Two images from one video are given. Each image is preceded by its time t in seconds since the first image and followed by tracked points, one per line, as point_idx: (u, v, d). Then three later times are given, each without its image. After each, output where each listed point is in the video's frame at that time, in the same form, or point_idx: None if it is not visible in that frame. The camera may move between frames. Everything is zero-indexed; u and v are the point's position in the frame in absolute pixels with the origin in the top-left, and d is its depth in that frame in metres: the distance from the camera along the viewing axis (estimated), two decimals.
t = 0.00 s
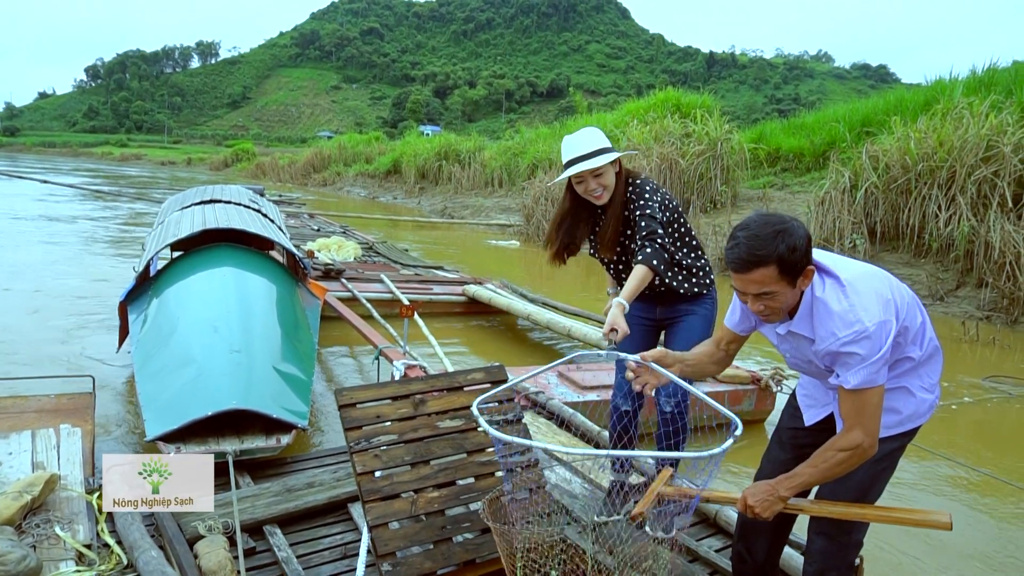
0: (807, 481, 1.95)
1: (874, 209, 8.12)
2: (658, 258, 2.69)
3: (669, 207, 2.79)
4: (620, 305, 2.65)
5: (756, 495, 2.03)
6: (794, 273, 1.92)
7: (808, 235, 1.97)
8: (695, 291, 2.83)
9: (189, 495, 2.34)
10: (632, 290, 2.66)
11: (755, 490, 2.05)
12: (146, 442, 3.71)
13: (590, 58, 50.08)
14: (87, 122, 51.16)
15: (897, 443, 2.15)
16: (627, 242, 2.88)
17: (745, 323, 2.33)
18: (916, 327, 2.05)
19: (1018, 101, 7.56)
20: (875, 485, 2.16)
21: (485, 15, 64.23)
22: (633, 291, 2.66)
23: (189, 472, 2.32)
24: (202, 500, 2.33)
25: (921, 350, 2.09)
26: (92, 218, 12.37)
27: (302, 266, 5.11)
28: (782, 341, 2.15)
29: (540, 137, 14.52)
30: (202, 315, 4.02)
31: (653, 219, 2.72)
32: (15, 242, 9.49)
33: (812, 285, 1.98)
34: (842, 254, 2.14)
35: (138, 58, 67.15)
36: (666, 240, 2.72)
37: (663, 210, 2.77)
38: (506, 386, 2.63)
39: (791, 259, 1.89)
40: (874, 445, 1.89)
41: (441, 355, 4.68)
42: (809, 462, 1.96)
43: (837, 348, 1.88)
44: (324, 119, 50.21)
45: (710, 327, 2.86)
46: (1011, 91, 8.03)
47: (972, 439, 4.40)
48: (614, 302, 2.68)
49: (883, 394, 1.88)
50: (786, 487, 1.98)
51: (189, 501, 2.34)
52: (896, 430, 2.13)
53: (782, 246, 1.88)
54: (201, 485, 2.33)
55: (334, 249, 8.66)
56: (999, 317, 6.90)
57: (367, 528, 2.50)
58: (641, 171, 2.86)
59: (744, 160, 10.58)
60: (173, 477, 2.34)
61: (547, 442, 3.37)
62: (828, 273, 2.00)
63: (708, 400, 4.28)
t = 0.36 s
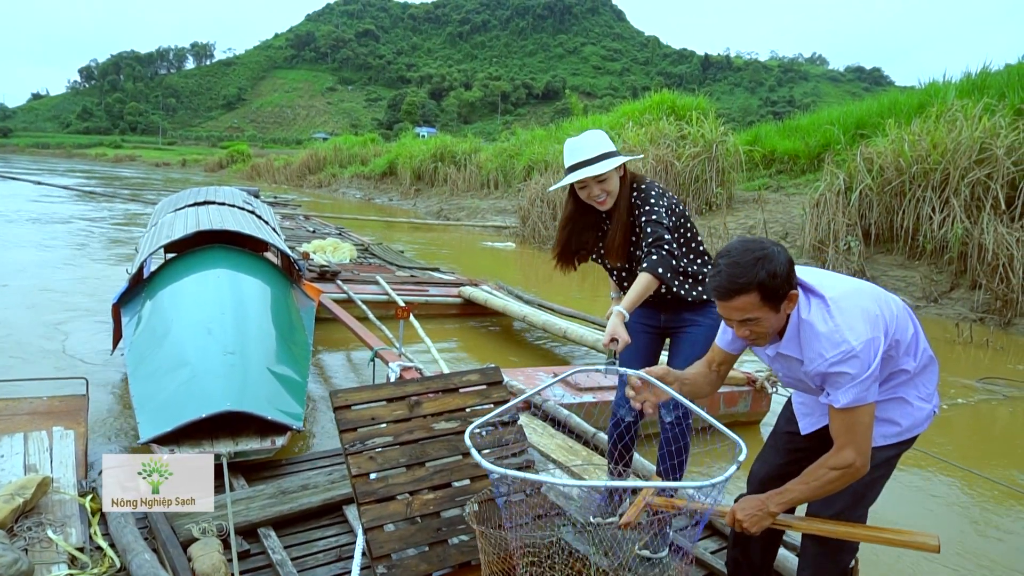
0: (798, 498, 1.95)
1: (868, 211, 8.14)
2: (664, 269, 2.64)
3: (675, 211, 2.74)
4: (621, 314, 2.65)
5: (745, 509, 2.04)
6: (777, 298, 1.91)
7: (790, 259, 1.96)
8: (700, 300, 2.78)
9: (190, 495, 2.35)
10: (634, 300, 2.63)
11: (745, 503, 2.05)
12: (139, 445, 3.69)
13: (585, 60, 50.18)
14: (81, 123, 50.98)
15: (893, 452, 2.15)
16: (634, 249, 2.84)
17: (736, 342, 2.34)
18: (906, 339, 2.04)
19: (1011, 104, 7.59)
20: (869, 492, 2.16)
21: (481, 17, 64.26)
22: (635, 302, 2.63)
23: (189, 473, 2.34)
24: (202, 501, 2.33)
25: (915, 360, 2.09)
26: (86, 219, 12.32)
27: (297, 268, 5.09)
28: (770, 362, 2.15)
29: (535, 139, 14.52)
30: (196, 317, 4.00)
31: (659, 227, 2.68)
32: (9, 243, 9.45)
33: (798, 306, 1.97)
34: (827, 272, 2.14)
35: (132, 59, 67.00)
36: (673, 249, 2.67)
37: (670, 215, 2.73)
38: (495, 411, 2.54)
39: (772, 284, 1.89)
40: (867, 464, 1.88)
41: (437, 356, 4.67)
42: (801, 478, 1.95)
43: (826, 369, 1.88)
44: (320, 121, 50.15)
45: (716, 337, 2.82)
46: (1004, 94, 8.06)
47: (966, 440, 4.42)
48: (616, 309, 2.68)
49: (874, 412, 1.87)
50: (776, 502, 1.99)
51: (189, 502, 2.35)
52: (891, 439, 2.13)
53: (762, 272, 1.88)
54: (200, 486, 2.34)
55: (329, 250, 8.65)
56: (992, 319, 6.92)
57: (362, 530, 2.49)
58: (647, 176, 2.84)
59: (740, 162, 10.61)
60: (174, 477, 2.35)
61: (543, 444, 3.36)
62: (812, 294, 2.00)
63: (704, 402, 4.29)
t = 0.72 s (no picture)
0: (797, 521, 1.95)
1: (868, 211, 8.13)
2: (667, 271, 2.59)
3: (678, 215, 2.72)
4: (624, 319, 2.54)
5: (741, 527, 2.06)
6: (755, 337, 1.92)
7: (770, 296, 1.95)
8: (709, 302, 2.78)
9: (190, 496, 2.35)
10: (637, 305, 2.57)
11: (740, 521, 2.07)
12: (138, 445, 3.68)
13: (585, 60, 50.20)
14: (80, 123, 50.95)
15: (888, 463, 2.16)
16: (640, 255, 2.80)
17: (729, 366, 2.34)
18: (895, 357, 2.05)
19: (1010, 104, 7.59)
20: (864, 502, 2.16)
21: (481, 17, 64.27)
22: (638, 307, 2.57)
23: (190, 473, 2.34)
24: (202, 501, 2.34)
25: (906, 376, 2.09)
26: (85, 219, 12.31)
27: (296, 268, 5.09)
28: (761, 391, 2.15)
29: (535, 139, 14.52)
30: (195, 316, 4.00)
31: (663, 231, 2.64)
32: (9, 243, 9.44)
33: (782, 337, 1.97)
34: (811, 298, 2.14)
35: (131, 59, 67.00)
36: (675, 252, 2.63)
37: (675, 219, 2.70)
38: (501, 398, 2.50)
39: (748, 325, 1.90)
40: (870, 488, 1.86)
41: (437, 356, 4.67)
42: (801, 502, 1.94)
43: (816, 397, 1.87)
44: (320, 121, 50.13)
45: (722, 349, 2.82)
46: (1003, 95, 8.07)
47: (966, 440, 4.42)
48: (617, 314, 2.58)
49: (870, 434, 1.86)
50: (773, 523, 2.00)
51: (189, 502, 2.35)
52: (888, 453, 2.12)
53: (737, 313, 1.89)
54: (201, 487, 2.34)
55: (329, 250, 8.65)
56: (991, 319, 6.91)
57: (362, 530, 2.49)
58: (652, 181, 2.80)
59: (739, 162, 10.62)
60: (174, 477, 2.35)
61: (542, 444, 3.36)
62: (798, 323, 1.99)
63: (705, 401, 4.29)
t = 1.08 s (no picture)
0: (799, 561, 1.96)
1: (867, 211, 8.11)
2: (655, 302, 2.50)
3: (675, 239, 2.63)
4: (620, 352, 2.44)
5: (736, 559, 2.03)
6: (726, 412, 1.98)
7: (741, 375, 2.02)
8: (709, 306, 2.75)
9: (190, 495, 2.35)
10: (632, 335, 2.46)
11: (737, 553, 2.04)
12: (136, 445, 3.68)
13: (585, 59, 50.18)
14: (79, 122, 50.90)
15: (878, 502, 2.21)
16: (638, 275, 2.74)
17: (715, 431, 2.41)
18: (867, 414, 2.16)
19: (1009, 103, 7.60)
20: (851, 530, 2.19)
21: (480, 16, 64.24)
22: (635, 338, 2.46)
23: (189, 472, 2.34)
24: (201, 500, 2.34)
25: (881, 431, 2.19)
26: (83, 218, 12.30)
27: (294, 267, 5.08)
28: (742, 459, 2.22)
29: (533, 138, 14.51)
30: (193, 315, 3.99)
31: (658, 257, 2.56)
32: (7, 242, 9.43)
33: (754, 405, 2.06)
34: (778, 372, 2.27)
35: (130, 58, 66.96)
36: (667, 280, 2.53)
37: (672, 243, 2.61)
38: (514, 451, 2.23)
39: (717, 401, 1.96)
40: (873, 531, 1.89)
41: (434, 355, 4.66)
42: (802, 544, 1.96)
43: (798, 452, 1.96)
44: (318, 120, 50.06)
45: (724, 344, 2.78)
46: (1001, 94, 8.07)
47: (965, 439, 4.42)
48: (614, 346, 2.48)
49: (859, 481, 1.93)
50: (772, 558, 2.01)
51: (189, 502, 2.35)
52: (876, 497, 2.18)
53: (707, 390, 1.95)
54: (201, 486, 2.34)
55: (327, 249, 8.64)
56: (990, 318, 6.91)
57: (360, 529, 2.49)
58: (651, 199, 2.72)
59: (738, 161, 10.63)
60: (173, 477, 2.36)
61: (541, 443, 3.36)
62: (765, 387, 2.12)
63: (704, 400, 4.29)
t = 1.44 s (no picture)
0: None
1: (867, 209, 8.10)
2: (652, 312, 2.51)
3: (672, 244, 2.61)
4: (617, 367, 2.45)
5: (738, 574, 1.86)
6: (712, 443, 1.99)
7: (734, 410, 2.03)
8: (707, 305, 2.76)
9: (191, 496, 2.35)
10: (630, 349, 2.47)
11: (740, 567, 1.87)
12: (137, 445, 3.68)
13: (585, 58, 50.13)
14: (79, 122, 50.91)
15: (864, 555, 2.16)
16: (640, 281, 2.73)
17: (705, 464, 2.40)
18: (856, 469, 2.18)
19: (1010, 101, 7.58)
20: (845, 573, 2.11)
21: (479, 15, 64.15)
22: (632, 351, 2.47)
23: (189, 473, 2.34)
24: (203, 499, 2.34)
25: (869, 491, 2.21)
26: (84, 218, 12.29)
27: (294, 267, 5.08)
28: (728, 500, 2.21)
29: (534, 137, 14.50)
30: (193, 315, 3.99)
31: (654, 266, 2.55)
32: (7, 242, 9.43)
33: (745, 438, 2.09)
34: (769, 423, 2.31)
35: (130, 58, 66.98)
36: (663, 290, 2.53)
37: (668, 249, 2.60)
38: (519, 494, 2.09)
39: (706, 430, 1.97)
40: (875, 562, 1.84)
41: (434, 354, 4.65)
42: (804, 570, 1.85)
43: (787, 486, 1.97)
44: (319, 119, 50.04)
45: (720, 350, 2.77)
46: (1002, 92, 8.06)
47: (965, 438, 4.42)
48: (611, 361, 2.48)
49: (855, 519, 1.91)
50: None
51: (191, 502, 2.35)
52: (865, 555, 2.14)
53: (696, 418, 1.97)
54: (201, 486, 2.34)
55: (328, 248, 8.63)
56: (991, 316, 6.90)
57: (361, 528, 2.49)
58: (647, 203, 2.70)
59: (738, 159, 10.62)
60: (172, 478, 2.35)
61: (542, 442, 3.37)
62: (755, 427, 2.16)
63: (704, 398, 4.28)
